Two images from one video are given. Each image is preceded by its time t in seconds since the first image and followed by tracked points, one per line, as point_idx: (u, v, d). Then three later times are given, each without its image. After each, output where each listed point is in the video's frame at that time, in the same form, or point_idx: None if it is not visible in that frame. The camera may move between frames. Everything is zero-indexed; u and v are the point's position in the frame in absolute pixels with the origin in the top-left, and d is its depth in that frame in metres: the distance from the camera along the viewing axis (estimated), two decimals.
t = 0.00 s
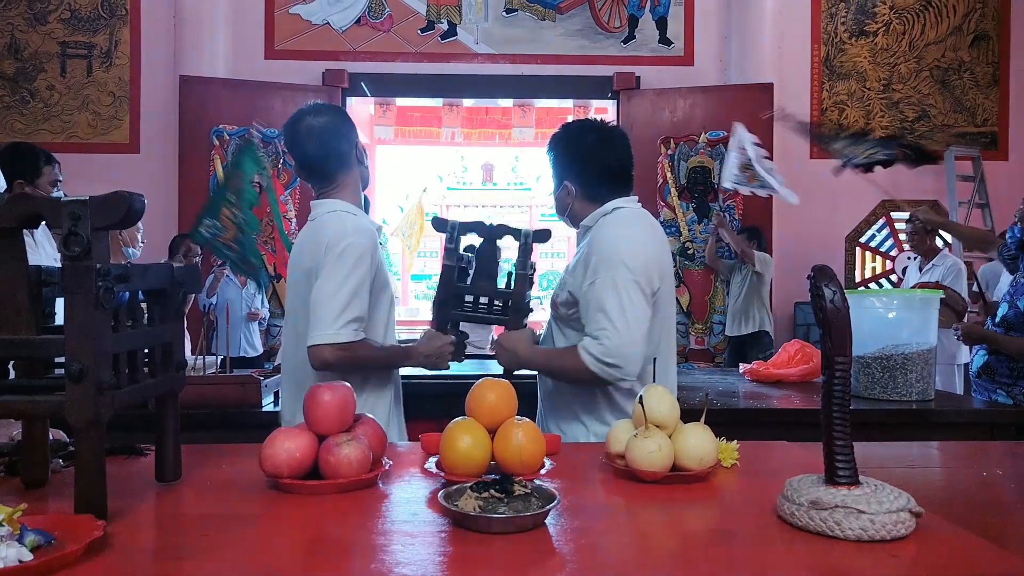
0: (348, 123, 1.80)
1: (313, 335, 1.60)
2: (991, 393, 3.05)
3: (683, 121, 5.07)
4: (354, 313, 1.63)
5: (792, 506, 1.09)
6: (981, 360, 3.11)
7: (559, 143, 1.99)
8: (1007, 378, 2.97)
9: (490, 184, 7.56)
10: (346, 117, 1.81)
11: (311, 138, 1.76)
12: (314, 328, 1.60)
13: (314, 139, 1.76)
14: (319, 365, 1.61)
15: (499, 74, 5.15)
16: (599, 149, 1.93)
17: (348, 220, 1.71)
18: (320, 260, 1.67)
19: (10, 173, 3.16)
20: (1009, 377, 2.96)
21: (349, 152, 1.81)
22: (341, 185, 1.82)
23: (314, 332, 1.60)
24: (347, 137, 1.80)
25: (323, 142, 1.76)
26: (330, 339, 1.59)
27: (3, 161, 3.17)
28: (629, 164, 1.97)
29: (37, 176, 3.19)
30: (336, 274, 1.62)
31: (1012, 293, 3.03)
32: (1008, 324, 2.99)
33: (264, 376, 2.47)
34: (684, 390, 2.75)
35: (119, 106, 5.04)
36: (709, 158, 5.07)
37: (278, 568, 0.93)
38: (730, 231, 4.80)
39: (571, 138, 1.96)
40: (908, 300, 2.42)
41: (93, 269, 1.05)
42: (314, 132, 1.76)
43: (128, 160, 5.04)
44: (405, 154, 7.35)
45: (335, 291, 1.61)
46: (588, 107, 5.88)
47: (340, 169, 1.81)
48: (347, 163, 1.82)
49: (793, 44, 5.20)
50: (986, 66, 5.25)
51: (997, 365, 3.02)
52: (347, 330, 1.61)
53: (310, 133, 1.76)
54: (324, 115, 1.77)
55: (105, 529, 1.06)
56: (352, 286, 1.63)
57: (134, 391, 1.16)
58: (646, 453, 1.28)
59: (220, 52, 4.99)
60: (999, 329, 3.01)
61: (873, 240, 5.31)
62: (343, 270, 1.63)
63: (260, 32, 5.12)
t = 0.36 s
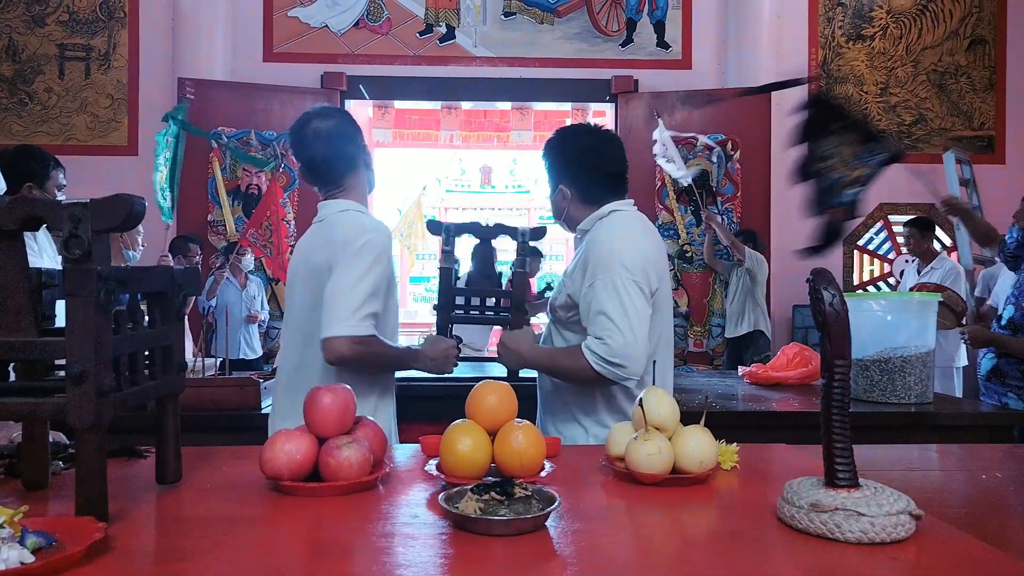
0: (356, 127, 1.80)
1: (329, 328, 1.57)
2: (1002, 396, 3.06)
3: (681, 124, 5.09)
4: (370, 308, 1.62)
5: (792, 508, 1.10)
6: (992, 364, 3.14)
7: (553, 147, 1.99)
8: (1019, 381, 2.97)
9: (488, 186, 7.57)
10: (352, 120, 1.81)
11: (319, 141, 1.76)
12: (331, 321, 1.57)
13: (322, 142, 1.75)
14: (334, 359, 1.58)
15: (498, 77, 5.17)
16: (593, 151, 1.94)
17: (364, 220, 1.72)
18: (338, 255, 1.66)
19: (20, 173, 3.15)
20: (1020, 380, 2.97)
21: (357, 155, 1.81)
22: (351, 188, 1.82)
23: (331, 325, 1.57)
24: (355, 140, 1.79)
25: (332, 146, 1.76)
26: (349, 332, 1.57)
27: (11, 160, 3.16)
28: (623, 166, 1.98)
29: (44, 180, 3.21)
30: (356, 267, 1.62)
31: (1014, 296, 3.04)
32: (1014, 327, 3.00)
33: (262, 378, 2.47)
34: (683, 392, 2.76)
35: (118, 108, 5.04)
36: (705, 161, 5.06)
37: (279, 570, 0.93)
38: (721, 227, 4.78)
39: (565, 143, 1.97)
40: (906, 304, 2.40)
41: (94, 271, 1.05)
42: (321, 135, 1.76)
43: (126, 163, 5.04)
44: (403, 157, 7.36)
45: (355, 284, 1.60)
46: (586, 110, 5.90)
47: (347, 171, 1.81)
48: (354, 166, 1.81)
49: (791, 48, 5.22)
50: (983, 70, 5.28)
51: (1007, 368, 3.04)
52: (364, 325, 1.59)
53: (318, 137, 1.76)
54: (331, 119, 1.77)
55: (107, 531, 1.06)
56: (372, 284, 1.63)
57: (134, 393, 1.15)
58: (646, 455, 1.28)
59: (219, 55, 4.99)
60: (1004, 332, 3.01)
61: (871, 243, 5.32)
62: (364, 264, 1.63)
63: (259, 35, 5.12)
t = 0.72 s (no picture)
0: (389, 123, 1.81)
1: (354, 342, 1.55)
2: (1011, 396, 3.05)
3: (685, 126, 5.09)
4: (397, 321, 1.59)
5: (796, 510, 1.10)
6: (999, 364, 3.14)
7: (553, 151, 2.01)
8: None
9: (492, 189, 7.61)
10: (386, 115, 1.82)
11: (345, 129, 1.76)
12: (355, 336, 1.55)
13: (348, 132, 1.76)
14: (358, 376, 1.55)
15: (502, 80, 5.18)
16: (594, 154, 1.95)
17: (389, 226, 1.71)
18: (362, 266, 1.64)
19: (25, 177, 3.17)
20: None
21: (382, 152, 1.80)
22: (369, 185, 1.81)
23: (355, 340, 1.54)
24: (382, 135, 1.79)
25: (357, 138, 1.76)
26: (373, 349, 1.54)
27: (16, 164, 3.18)
28: (624, 168, 1.99)
29: (49, 182, 3.22)
30: (381, 280, 1.60)
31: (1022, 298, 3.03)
32: None
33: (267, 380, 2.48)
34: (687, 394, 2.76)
35: (124, 111, 5.06)
36: (710, 163, 5.09)
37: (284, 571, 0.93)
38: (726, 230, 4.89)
39: (567, 146, 1.97)
40: (911, 305, 2.39)
41: (101, 274, 1.06)
42: (349, 123, 1.77)
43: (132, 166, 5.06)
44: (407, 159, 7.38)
45: (381, 299, 1.57)
46: (590, 112, 5.90)
47: (370, 167, 1.80)
48: (377, 162, 1.80)
49: (795, 50, 5.21)
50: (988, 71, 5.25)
51: (1015, 369, 3.03)
52: (390, 340, 1.56)
53: (345, 126, 1.76)
54: (364, 109, 1.79)
55: (113, 532, 1.07)
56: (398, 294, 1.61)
57: (140, 395, 1.16)
58: (650, 457, 1.28)
59: (224, 58, 5.01)
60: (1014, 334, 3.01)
61: (876, 245, 5.31)
62: (389, 277, 1.61)
63: (264, 39, 5.14)
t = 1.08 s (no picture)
0: (412, 130, 1.81)
1: (378, 373, 1.57)
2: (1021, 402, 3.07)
3: (683, 131, 5.11)
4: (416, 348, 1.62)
5: (794, 514, 1.10)
6: (1009, 371, 3.15)
7: (556, 156, 2.01)
8: None
9: (491, 193, 7.64)
10: (411, 121, 1.82)
11: (359, 123, 1.78)
12: (380, 365, 1.57)
13: (366, 124, 1.77)
14: (382, 404, 1.57)
15: (500, 85, 5.19)
16: (598, 160, 1.95)
17: (403, 237, 1.70)
18: (375, 283, 1.64)
19: (22, 181, 3.18)
20: None
21: (390, 153, 1.78)
22: (370, 182, 1.80)
23: (382, 371, 1.57)
24: (394, 133, 1.78)
25: (370, 131, 1.77)
26: (400, 379, 1.57)
27: (14, 169, 3.19)
28: (626, 174, 1.99)
29: (43, 187, 3.23)
30: (400, 305, 1.61)
31: None
32: None
33: (266, 385, 2.48)
34: (687, 399, 2.77)
35: (123, 117, 5.07)
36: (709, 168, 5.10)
37: None
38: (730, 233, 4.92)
39: (570, 152, 1.97)
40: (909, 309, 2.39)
41: (101, 279, 1.06)
42: (364, 119, 1.78)
43: (132, 171, 5.07)
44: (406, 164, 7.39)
45: (401, 327, 1.59)
46: (588, 117, 5.92)
47: (376, 165, 1.79)
48: (383, 161, 1.79)
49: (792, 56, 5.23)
50: (985, 76, 5.27)
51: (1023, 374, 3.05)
52: (410, 367, 1.59)
53: (365, 118, 1.78)
54: (386, 106, 1.80)
55: (112, 537, 1.07)
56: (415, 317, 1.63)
57: (140, 400, 1.16)
58: (648, 462, 1.29)
59: (224, 64, 5.02)
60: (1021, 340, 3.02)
61: (875, 250, 5.32)
62: (409, 302, 1.62)
63: (263, 44, 5.15)
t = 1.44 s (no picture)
0: (417, 142, 1.81)
1: (379, 367, 1.56)
2: (1019, 409, 3.07)
3: (684, 136, 5.12)
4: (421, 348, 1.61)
5: (794, 519, 1.10)
6: (1005, 377, 3.15)
7: (561, 160, 2.01)
8: None
9: (492, 198, 7.63)
10: (416, 133, 1.82)
11: (367, 138, 1.79)
12: (384, 360, 1.56)
13: (372, 140, 1.78)
14: (382, 399, 1.56)
15: (502, 90, 5.20)
16: (604, 163, 1.95)
17: (412, 242, 1.71)
18: (385, 287, 1.65)
19: (24, 185, 3.19)
20: None
21: (399, 166, 1.80)
22: (383, 196, 1.81)
23: (384, 365, 1.56)
24: (402, 148, 1.79)
25: (378, 146, 1.78)
26: (400, 375, 1.56)
27: (14, 174, 3.20)
28: (631, 179, 2.00)
29: (44, 190, 3.23)
30: (407, 306, 1.61)
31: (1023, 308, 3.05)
32: None
33: (268, 389, 2.48)
34: (688, 404, 2.77)
35: (125, 121, 5.09)
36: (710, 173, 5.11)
37: None
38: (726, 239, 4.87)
39: (577, 157, 1.97)
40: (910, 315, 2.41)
41: (104, 283, 1.06)
42: (373, 132, 1.79)
43: (134, 176, 5.08)
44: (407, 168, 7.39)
45: (405, 326, 1.59)
46: (589, 122, 5.93)
47: (387, 177, 1.80)
48: (394, 176, 1.80)
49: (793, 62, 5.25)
50: (986, 82, 5.28)
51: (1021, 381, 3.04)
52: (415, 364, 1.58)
53: (371, 134, 1.78)
54: (391, 120, 1.80)
55: (113, 542, 1.07)
56: (420, 319, 1.62)
57: (141, 404, 1.17)
58: (648, 466, 1.29)
59: (226, 69, 5.04)
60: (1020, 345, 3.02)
61: (875, 255, 5.33)
62: (416, 304, 1.62)
63: (265, 49, 5.17)
